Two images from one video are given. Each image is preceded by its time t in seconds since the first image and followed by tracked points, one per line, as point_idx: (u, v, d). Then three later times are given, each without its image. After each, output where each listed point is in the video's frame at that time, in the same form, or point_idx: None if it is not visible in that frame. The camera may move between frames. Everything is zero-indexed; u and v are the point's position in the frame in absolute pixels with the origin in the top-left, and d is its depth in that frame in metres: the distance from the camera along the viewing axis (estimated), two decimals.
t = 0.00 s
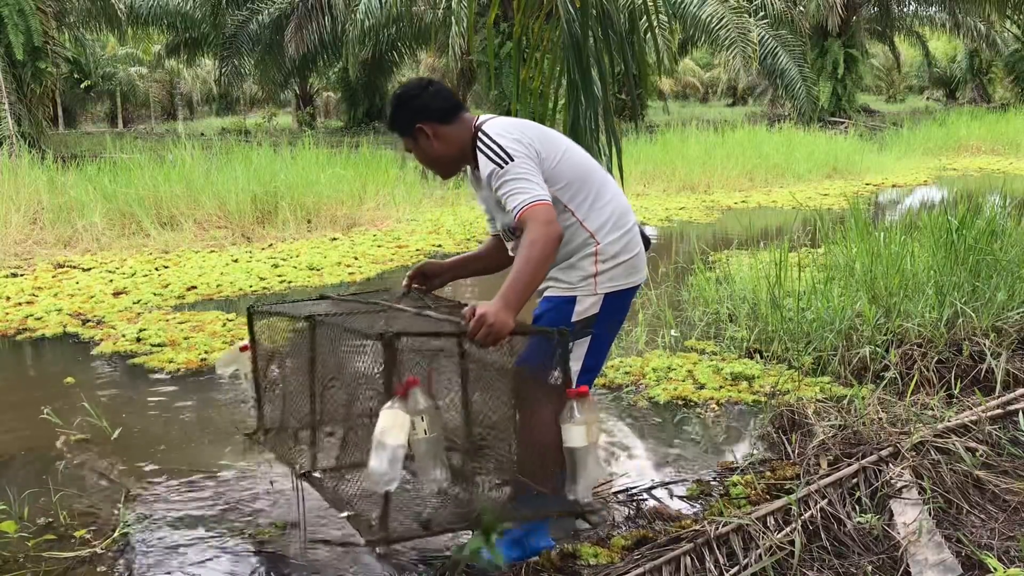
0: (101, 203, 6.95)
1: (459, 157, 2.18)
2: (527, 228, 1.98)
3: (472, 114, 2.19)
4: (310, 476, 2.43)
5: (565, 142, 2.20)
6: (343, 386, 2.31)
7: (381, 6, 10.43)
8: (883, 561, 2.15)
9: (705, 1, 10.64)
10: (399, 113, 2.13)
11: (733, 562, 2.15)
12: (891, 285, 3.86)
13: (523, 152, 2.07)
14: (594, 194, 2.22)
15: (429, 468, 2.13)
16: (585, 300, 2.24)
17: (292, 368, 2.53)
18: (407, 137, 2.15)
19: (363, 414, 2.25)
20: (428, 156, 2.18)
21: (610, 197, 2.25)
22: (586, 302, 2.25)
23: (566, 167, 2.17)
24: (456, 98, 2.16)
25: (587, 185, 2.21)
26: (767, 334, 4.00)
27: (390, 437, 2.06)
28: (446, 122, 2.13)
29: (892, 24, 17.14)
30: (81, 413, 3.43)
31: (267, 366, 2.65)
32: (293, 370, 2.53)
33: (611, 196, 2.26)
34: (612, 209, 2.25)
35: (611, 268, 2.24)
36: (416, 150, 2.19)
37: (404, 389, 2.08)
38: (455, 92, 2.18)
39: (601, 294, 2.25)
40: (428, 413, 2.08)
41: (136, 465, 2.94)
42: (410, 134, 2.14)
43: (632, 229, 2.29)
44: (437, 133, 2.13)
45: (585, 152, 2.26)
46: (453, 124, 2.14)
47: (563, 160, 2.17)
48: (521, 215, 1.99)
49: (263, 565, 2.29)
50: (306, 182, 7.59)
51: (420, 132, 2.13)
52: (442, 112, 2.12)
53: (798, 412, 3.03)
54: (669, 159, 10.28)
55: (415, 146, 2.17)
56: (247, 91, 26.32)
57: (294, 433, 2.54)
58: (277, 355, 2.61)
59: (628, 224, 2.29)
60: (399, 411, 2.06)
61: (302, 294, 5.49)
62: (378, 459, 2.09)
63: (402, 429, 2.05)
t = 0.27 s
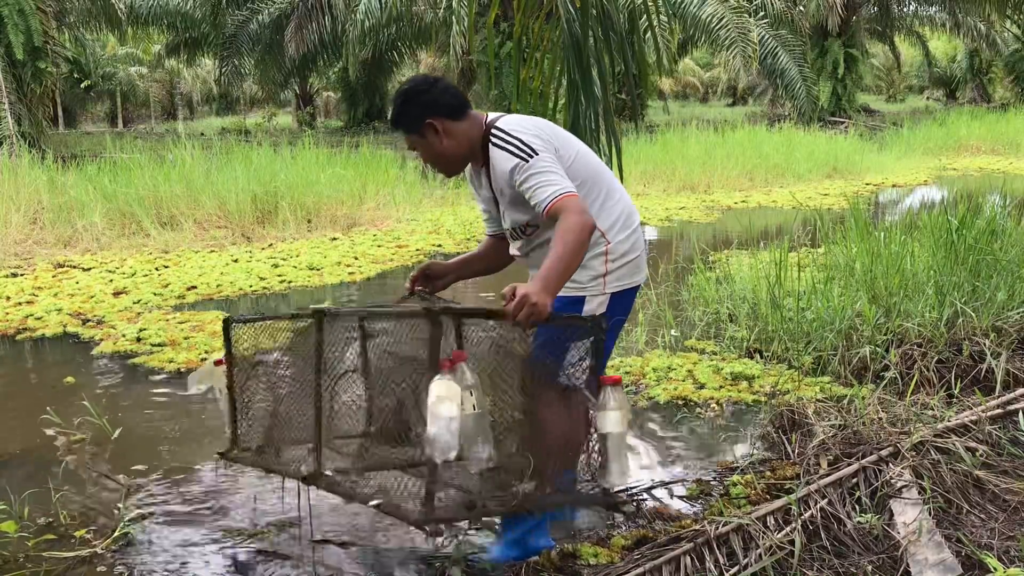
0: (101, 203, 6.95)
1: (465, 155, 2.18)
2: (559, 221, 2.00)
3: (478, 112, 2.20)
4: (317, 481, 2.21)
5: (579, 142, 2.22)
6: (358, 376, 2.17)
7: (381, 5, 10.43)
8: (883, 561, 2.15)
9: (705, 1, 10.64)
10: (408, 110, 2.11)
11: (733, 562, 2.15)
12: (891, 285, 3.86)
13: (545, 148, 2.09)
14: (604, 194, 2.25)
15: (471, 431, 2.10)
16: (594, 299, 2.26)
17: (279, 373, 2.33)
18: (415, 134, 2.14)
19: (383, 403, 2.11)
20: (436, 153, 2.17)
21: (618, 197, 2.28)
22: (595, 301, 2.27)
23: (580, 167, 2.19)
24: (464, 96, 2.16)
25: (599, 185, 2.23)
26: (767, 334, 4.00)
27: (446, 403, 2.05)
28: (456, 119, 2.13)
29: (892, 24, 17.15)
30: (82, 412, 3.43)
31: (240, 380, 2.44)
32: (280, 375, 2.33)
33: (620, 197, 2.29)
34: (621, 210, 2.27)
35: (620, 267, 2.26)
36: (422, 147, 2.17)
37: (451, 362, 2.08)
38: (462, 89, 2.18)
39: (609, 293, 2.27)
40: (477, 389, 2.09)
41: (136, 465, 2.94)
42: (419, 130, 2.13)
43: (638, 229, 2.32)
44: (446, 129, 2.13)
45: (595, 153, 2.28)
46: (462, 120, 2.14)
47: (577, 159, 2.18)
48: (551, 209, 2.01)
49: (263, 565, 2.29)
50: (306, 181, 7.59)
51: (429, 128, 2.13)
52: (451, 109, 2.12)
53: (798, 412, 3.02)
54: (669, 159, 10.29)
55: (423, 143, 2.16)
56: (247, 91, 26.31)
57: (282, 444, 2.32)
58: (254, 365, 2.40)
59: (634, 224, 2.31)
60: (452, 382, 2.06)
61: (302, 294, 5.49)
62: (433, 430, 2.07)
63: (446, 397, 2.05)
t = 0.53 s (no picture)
0: (101, 203, 6.95)
1: (472, 152, 2.16)
2: (588, 216, 1.99)
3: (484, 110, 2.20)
4: (334, 480, 2.17)
5: (588, 143, 2.23)
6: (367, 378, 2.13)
7: (381, 6, 10.43)
8: (883, 561, 2.15)
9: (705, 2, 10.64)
10: (418, 103, 2.08)
11: (733, 562, 2.15)
12: (891, 285, 3.86)
13: (563, 147, 2.09)
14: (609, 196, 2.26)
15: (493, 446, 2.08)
16: (598, 299, 2.26)
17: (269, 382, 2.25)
18: (424, 128, 2.10)
19: (402, 400, 2.12)
20: (445, 149, 2.14)
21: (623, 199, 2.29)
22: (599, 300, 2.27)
23: (590, 167, 2.20)
24: (471, 94, 2.16)
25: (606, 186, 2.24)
26: (766, 334, 4.00)
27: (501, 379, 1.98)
28: (466, 114, 2.12)
29: (892, 24, 17.15)
30: (82, 412, 3.43)
31: (217, 392, 2.30)
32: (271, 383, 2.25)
33: (624, 199, 2.30)
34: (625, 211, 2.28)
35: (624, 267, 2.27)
36: (429, 143, 2.14)
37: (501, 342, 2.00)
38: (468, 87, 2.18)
39: (613, 293, 2.27)
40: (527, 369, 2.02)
41: (137, 465, 2.94)
42: (428, 124, 2.09)
43: (640, 231, 2.33)
44: (457, 124, 2.11)
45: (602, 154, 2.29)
46: (471, 116, 2.13)
47: (586, 160, 2.19)
48: (579, 205, 2.00)
49: (263, 565, 2.29)
50: (306, 182, 7.59)
51: (439, 123, 2.10)
52: (462, 104, 2.11)
53: (798, 412, 3.02)
54: (669, 159, 10.29)
55: (432, 138, 2.12)
56: (247, 90, 26.31)
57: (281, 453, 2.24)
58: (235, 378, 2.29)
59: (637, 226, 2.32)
60: (508, 360, 1.99)
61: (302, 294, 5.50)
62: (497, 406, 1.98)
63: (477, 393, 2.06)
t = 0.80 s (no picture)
0: (101, 202, 6.95)
1: (482, 148, 2.13)
2: (616, 216, 2.00)
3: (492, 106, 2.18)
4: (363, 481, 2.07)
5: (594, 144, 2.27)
6: (369, 379, 2.12)
7: (381, 6, 10.44)
8: (883, 561, 2.15)
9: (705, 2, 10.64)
10: (433, 97, 2.04)
11: (733, 562, 2.15)
12: (891, 285, 3.86)
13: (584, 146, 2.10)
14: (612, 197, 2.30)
15: (506, 447, 2.07)
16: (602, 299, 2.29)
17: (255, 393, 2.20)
18: (437, 122, 2.06)
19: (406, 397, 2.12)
20: (457, 144, 2.10)
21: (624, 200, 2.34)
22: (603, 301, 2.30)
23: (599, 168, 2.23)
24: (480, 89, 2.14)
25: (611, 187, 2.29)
26: (767, 334, 4.00)
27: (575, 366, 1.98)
28: (478, 109, 2.10)
29: (892, 24, 17.15)
30: (81, 412, 3.43)
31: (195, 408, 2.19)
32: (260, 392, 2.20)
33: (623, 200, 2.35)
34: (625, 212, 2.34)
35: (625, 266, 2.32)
36: (440, 138, 2.09)
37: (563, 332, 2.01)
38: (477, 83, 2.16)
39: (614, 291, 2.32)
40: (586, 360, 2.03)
41: (136, 466, 2.93)
42: (443, 118, 2.05)
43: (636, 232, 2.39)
44: (470, 119, 2.08)
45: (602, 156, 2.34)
46: (483, 111, 2.11)
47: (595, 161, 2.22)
48: (607, 204, 2.01)
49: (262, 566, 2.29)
50: (306, 182, 7.59)
51: (453, 117, 2.06)
52: (475, 98, 2.09)
53: (798, 412, 3.02)
54: (669, 159, 10.29)
55: (445, 133, 2.08)
56: (246, 90, 26.31)
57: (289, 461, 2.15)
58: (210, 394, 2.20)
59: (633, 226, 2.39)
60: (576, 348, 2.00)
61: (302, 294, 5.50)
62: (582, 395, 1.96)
63: (489, 392, 2.08)
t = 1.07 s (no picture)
0: (101, 203, 6.95)
1: (489, 145, 2.12)
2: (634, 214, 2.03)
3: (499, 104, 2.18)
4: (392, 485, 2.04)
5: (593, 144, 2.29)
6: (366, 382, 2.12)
7: (381, 6, 10.44)
8: (883, 561, 2.15)
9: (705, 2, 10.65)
10: (443, 92, 2.02)
11: (733, 562, 2.15)
12: (891, 285, 3.86)
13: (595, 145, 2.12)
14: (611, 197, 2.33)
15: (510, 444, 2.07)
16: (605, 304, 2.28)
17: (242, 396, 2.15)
18: (447, 119, 2.05)
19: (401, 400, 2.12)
20: (467, 141, 2.09)
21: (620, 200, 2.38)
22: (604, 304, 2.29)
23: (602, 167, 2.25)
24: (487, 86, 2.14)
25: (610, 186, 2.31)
26: (767, 334, 4.00)
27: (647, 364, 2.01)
28: (487, 105, 2.10)
29: (892, 24, 17.15)
30: (81, 412, 3.43)
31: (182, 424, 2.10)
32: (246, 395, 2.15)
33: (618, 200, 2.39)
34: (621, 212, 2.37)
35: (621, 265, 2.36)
36: (449, 135, 2.08)
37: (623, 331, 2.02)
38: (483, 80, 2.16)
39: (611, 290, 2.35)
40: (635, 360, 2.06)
41: (135, 466, 2.93)
42: (454, 114, 2.04)
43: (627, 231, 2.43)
44: (480, 115, 2.07)
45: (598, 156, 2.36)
46: (491, 107, 2.10)
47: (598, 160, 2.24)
48: (624, 202, 2.04)
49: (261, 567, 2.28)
50: (306, 182, 7.59)
51: (463, 114, 2.05)
52: (484, 95, 2.09)
53: (798, 412, 3.03)
54: (669, 159, 10.29)
55: (456, 129, 2.07)
56: (246, 90, 26.32)
57: (290, 466, 2.10)
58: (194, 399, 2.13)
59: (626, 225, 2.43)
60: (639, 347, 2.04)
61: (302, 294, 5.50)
62: (660, 394, 2.00)
63: (487, 391, 2.09)
